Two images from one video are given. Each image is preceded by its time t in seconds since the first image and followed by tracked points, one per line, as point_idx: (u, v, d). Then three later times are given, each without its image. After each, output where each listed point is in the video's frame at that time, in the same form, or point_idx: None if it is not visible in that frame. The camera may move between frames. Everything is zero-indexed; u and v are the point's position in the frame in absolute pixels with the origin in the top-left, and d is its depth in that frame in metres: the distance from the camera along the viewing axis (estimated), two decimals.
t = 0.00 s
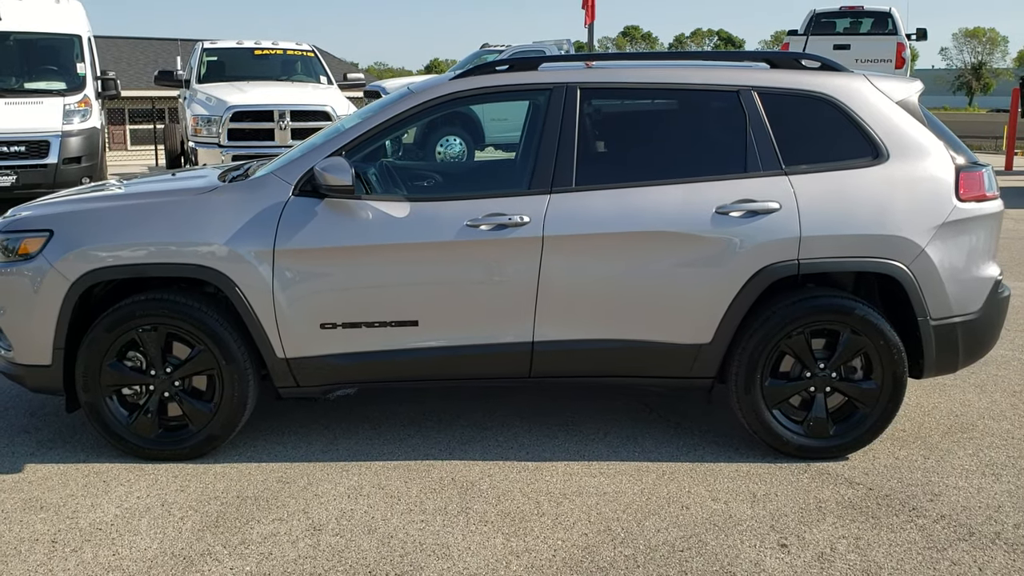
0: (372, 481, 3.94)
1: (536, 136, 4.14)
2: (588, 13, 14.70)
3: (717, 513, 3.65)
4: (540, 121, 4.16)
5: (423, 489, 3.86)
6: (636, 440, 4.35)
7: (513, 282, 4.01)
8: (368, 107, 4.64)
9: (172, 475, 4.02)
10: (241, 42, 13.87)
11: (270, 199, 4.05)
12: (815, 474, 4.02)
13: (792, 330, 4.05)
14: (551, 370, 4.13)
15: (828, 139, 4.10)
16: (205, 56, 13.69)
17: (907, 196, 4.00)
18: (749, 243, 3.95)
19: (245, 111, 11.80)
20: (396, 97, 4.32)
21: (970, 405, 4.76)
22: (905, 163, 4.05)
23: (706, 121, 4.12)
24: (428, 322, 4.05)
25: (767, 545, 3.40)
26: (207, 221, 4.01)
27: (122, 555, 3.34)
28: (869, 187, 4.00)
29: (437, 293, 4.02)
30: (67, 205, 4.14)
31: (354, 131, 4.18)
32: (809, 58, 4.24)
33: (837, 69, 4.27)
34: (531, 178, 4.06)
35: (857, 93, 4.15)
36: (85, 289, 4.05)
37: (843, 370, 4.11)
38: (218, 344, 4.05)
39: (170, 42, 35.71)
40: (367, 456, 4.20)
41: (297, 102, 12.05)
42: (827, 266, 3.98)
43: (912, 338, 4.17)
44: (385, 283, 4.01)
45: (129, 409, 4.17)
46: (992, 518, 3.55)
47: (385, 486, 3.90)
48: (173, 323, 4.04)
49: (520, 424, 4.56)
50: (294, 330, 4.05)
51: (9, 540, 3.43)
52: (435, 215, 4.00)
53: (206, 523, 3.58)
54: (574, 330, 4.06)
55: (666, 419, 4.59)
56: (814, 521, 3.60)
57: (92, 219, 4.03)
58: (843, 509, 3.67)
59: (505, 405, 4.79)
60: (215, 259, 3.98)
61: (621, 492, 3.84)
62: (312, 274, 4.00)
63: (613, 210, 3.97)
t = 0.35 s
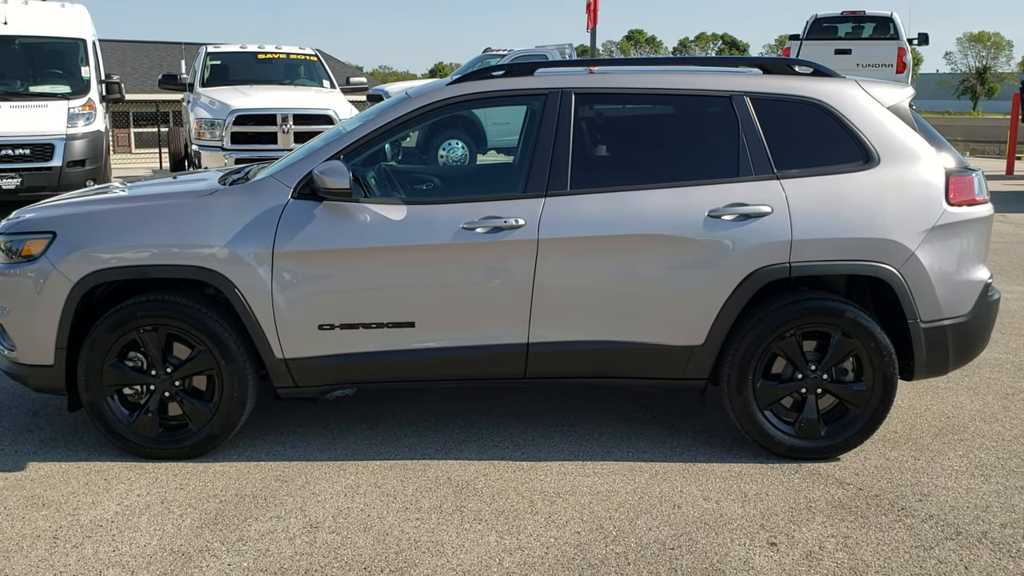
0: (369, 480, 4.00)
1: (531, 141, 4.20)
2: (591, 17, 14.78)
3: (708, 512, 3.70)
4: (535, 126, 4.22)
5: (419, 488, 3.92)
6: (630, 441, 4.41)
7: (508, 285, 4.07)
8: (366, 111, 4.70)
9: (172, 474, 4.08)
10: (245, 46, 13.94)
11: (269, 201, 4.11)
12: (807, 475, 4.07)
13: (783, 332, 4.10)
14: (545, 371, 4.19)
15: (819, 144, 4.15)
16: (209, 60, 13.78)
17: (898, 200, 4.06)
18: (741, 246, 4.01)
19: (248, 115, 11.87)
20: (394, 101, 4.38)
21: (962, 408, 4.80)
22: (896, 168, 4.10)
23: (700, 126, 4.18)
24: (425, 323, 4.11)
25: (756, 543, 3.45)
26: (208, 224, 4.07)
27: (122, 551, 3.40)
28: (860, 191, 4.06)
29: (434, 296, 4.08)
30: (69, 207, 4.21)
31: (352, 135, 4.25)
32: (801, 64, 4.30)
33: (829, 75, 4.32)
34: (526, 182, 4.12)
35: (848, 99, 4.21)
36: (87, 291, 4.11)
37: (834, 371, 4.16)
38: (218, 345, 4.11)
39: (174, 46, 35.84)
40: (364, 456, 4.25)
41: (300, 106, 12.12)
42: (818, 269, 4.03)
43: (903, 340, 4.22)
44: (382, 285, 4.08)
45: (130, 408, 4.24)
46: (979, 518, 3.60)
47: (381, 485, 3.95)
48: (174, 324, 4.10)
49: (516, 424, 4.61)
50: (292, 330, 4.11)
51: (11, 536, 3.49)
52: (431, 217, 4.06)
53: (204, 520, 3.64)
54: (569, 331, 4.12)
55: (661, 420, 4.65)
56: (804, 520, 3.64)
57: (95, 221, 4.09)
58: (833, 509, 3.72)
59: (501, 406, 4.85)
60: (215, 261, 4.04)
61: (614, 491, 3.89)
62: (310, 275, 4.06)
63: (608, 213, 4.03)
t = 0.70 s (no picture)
0: (362, 488, 4.02)
1: (524, 152, 4.24)
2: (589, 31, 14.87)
3: (698, 520, 3.72)
4: (528, 138, 4.27)
5: (411, 496, 3.94)
6: (622, 450, 4.43)
7: (500, 295, 4.10)
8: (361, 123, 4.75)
9: (166, 482, 4.11)
10: (246, 59, 14.01)
11: (264, 212, 4.15)
12: (797, 484, 4.09)
13: (774, 342, 4.13)
14: (537, 381, 4.21)
15: (809, 156, 4.19)
16: (210, 73, 13.86)
17: (887, 211, 4.09)
18: (732, 257, 4.04)
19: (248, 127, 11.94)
20: (388, 113, 4.43)
21: (954, 418, 4.82)
22: (885, 179, 4.14)
23: (691, 138, 4.22)
24: (417, 333, 4.14)
25: (745, 551, 3.47)
26: (203, 234, 4.11)
27: (115, 559, 3.42)
28: (849, 202, 4.09)
29: (426, 305, 4.11)
30: (66, 217, 4.25)
31: (347, 146, 4.29)
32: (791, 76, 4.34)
33: (819, 87, 4.37)
34: (519, 193, 4.16)
35: (838, 111, 4.25)
36: (82, 300, 4.15)
37: (824, 381, 4.19)
38: (212, 354, 4.14)
39: (177, 59, 36.01)
40: (358, 464, 4.28)
41: (300, 118, 12.20)
42: (808, 280, 4.06)
43: (893, 350, 4.25)
44: (375, 295, 4.11)
45: (124, 417, 4.27)
46: (967, 527, 3.62)
47: (374, 493, 3.98)
48: (169, 333, 4.13)
49: (509, 434, 4.63)
50: (286, 339, 4.14)
51: (5, 544, 3.52)
52: (424, 228, 4.10)
53: (197, 528, 3.66)
54: (561, 341, 4.15)
55: (653, 430, 4.67)
56: (794, 529, 3.66)
57: (92, 231, 4.13)
58: (822, 517, 3.74)
59: (495, 416, 4.87)
60: (210, 271, 4.08)
61: (605, 500, 3.91)
62: (304, 284, 4.10)
63: (599, 224, 4.07)
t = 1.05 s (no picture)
0: (357, 491, 4.03)
1: (520, 157, 4.26)
2: (590, 40, 14.92)
3: (693, 523, 3.72)
4: (524, 142, 4.28)
5: (406, 500, 3.94)
6: (618, 454, 4.43)
7: (495, 298, 4.11)
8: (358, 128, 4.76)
9: (162, 485, 4.11)
10: (248, 66, 14.05)
11: (261, 216, 4.17)
12: (793, 487, 4.09)
13: (769, 346, 4.13)
14: (534, 384, 4.22)
15: (804, 160, 4.20)
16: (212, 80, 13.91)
17: (882, 215, 4.10)
18: (727, 261, 4.05)
19: (249, 134, 11.98)
20: (385, 117, 4.45)
21: (951, 422, 4.82)
22: (880, 183, 4.15)
23: (686, 142, 4.24)
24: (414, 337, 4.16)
25: (739, 554, 3.47)
26: (199, 238, 4.12)
27: (110, 561, 3.43)
28: (844, 206, 4.10)
29: (422, 309, 4.12)
30: (64, 221, 4.27)
31: (343, 151, 4.31)
32: (786, 81, 4.35)
33: (814, 92, 4.38)
34: (515, 197, 4.17)
35: (833, 115, 4.26)
36: (80, 304, 4.16)
37: (820, 385, 4.19)
38: (210, 358, 4.15)
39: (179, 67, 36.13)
40: (354, 468, 4.29)
41: (301, 125, 12.23)
42: (804, 283, 4.07)
43: (889, 353, 4.26)
44: (371, 298, 4.12)
45: (121, 421, 4.28)
46: (962, 530, 3.62)
47: (369, 496, 3.98)
48: (166, 337, 4.15)
49: (506, 437, 4.64)
50: (283, 343, 4.15)
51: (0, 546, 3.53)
52: (420, 232, 4.11)
53: (192, 531, 3.67)
54: (557, 345, 4.16)
55: (650, 434, 4.67)
56: (789, 531, 3.66)
57: (89, 235, 4.15)
58: (817, 520, 3.74)
59: (492, 419, 4.88)
60: (208, 275, 4.09)
61: (601, 503, 3.91)
62: (300, 288, 4.11)
63: (594, 228, 4.08)
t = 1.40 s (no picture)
0: (358, 492, 4.02)
1: (522, 157, 4.25)
2: (595, 43, 14.92)
3: (694, 525, 3.71)
4: (526, 143, 4.27)
5: (407, 501, 3.93)
6: (620, 456, 4.41)
7: (497, 300, 4.10)
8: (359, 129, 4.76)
9: (162, 486, 4.11)
10: (251, 69, 14.05)
11: (262, 217, 4.17)
12: (795, 490, 4.07)
13: (771, 348, 4.12)
14: (535, 385, 4.21)
15: (806, 161, 4.19)
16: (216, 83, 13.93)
17: (885, 216, 4.08)
18: (729, 262, 4.04)
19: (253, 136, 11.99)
20: (386, 118, 4.44)
21: (954, 425, 4.80)
22: (883, 184, 4.13)
23: (688, 143, 4.23)
24: (415, 338, 4.15)
25: (741, 556, 3.45)
26: (201, 239, 4.12)
27: (109, 561, 3.42)
28: (846, 208, 4.09)
29: (424, 310, 4.11)
30: (66, 221, 4.27)
31: (344, 151, 4.30)
32: (789, 83, 4.36)
33: (817, 93, 4.37)
34: (516, 198, 4.17)
35: (835, 116, 4.24)
36: (81, 304, 4.16)
37: (822, 387, 4.18)
38: (211, 359, 4.15)
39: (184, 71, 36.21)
40: (355, 469, 4.28)
41: (305, 128, 12.24)
42: (806, 285, 4.05)
43: (892, 355, 4.24)
44: (372, 299, 4.11)
45: (122, 421, 4.27)
46: (965, 533, 3.60)
47: (370, 497, 3.97)
48: (166, 338, 4.14)
49: (507, 439, 4.63)
50: (284, 343, 4.15)
51: None
52: (421, 232, 4.11)
53: (192, 531, 3.66)
54: (558, 346, 4.15)
55: (652, 436, 4.66)
56: (791, 533, 3.64)
57: (91, 235, 4.15)
58: (820, 523, 3.72)
59: (494, 421, 4.86)
60: (209, 276, 4.09)
61: (602, 505, 3.90)
62: (301, 288, 4.10)
63: (596, 229, 4.07)
